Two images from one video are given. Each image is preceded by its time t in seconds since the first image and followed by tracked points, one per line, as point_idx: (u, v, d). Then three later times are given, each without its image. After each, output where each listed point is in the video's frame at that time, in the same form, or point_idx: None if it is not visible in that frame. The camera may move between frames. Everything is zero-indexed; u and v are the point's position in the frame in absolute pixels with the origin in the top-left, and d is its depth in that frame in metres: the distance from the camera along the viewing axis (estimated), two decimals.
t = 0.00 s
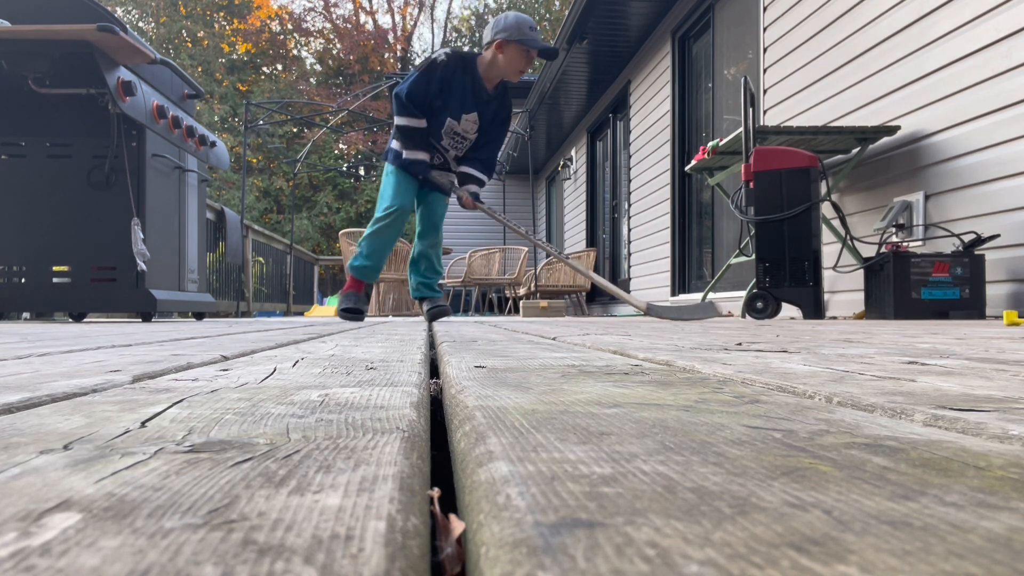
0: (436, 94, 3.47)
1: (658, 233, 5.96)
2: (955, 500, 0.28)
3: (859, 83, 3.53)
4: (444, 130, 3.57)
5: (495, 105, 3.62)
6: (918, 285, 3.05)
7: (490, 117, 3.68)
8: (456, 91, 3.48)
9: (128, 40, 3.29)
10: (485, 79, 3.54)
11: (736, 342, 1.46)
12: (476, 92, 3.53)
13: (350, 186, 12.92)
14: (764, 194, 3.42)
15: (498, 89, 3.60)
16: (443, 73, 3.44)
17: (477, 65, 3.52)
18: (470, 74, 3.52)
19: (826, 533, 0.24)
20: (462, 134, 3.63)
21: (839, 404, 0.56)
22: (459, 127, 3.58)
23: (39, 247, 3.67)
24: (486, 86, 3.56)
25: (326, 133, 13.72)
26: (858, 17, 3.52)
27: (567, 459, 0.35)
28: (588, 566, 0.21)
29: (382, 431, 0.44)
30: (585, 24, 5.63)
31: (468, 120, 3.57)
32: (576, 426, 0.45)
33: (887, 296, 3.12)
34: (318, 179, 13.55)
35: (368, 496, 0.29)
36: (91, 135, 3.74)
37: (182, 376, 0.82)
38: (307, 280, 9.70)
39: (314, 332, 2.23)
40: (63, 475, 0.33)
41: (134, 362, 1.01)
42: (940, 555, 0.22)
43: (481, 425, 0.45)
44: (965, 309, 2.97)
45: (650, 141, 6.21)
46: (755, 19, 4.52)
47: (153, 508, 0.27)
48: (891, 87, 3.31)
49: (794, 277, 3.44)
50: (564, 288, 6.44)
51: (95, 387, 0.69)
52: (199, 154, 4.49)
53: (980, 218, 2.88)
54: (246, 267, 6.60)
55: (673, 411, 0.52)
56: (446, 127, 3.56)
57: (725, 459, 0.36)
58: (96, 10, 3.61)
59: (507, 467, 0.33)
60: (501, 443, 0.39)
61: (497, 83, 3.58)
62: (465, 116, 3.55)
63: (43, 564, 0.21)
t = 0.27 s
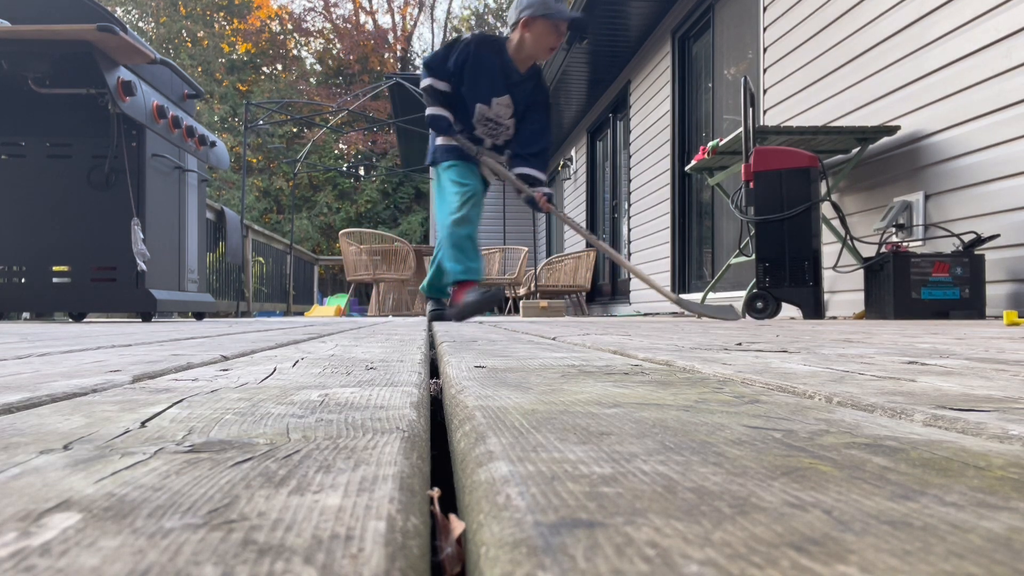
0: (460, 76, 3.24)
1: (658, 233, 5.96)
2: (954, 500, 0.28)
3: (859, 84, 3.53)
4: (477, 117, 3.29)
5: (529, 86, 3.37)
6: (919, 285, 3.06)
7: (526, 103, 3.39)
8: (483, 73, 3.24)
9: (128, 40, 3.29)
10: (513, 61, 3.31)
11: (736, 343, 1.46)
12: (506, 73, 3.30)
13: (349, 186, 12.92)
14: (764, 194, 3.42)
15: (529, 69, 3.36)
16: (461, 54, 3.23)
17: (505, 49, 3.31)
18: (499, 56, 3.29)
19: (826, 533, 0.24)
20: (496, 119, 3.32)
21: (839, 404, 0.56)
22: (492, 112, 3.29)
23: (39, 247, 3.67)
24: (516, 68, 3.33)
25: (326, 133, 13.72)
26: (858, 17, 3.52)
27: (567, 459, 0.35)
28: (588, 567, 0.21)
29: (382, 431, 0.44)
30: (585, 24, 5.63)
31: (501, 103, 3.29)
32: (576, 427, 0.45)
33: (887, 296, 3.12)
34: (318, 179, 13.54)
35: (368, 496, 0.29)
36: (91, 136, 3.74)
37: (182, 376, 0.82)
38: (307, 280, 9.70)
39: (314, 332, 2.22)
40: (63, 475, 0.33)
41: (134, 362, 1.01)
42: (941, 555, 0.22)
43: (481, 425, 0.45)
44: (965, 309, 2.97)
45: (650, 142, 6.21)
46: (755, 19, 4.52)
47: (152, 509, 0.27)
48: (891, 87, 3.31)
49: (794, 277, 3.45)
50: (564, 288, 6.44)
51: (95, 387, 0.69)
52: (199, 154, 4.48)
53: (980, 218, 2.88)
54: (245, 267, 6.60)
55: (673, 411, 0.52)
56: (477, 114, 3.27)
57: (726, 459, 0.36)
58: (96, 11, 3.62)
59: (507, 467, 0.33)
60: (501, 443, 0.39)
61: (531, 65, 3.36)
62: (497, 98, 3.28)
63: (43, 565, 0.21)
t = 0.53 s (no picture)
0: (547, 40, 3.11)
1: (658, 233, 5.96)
2: (955, 501, 0.28)
3: (859, 84, 3.53)
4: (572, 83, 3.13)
5: (625, 43, 3.20)
6: (918, 285, 3.06)
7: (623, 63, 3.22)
8: (574, 36, 3.09)
9: (128, 40, 3.30)
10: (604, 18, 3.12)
11: (737, 342, 1.46)
12: (602, 31, 3.12)
13: (349, 186, 12.92)
14: (764, 194, 3.42)
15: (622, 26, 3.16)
16: (550, 16, 3.09)
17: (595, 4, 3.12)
18: (589, 14, 3.12)
19: (826, 532, 0.24)
20: (593, 85, 3.14)
21: (840, 404, 0.56)
22: (589, 76, 3.12)
23: (39, 247, 3.67)
24: (610, 24, 3.13)
25: (326, 133, 13.72)
26: (858, 17, 3.52)
27: (567, 459, 0.35)
28: (588, 567, 0.21)
29: (382, 431, 0.44)
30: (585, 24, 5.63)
31: (598, 67, 3.12)
32: (576, 426, 0.45)
33: (887, 296, 3.12)
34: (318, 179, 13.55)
35: (368, 496, 0.29)
36: (91, 135, 3.74)
37: (182, 376, 0.82)
38: (307, 280, 9.70)
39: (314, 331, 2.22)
40: (64, 475, 0.33)
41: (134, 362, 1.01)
42: (941, 555, 0.22)
43: (481, 425, 0.45)
44: (965, 309, 2.97)
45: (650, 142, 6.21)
46: (755, 19, 4.52)
47: (153, 509, 0.27)
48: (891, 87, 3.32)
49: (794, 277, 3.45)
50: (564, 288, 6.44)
51: (95, 387, 0.69)
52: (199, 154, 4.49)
53: (980, 218, 2.88)
54: (245, 267, 6.60)
55: (673, 411, 0.52)
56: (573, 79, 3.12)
57: (725, 459, 0.36)
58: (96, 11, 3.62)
59: (506, 468, 0.33)
60: (501, 443, 0.39)
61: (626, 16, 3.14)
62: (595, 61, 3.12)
63: (42, 565, 0.21)
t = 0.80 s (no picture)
0: None
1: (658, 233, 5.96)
2: (956, 501, 0.28)
3: (859, 83, 3.53)
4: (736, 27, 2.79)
5: None
6: (918, 285, 3.06)
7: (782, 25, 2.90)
8: None
9: (128, 40, 3.29)
10: None
11: (736, 342, 1.46)
12: None
13: (349, 186, 12.92)
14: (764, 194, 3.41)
15: None
16: None
17: None
18: None
19: (826, 532, 0.24)
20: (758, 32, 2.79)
21: (839, 405, 0.56)
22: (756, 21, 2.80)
23: (39, 247, 3.67)
24: None
25: (326, 133, 13.73)
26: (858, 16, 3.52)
27: (566, 459, 0.35)
28: (588, 566, 0.21)
29: (382, 430, 0.45)
30: (585, 24, 5.63)
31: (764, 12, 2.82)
32: (576, 426, 0.45)
33: (887, 296, 3.11)
34: (318, 179, 13.55)
35: (368, 496, 0.29)
36: (91, 135, 3.73)
37: (181, 376, 0.82)
38: (307, 280, 9.71)
39: (314, 332, 2.22)
40: (64, 475, 0.33)
41: (134, 362, 1.01)
42: (941, 555, 0.22)
43: (481, 424, 0.45)
44: (965, 309, 2.97)
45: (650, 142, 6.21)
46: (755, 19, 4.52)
47: (151, 510, 0.27)
48: (891, 86, 3.32)
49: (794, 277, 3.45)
50: (564, 288, 6.43)
51: (95, 386, 0.69)
52: (199, 154, 4.49)
53: (980, 218, 2.88)
54: (245, 267, 6.60)
55: (672, 411, 0.52)
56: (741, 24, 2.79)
57: (726, 459, 0.36)
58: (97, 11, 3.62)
59: (506, 466, 0.33)
60: (501, 443, 0.39)
61: None
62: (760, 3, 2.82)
63: (42, 565, 0.21)
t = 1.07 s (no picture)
0: None
1: (658, 233, 5.96)
2: (955, 501, 0.28)
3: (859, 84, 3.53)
4: None
5: None
6: (919, 285, 3.08)
7: None
8: None
9: (128, 40, 3.29)
10: None
11: (736, 343, 1.46)
12: None
13: (349, 185, 12.92)
14: (764, 194, 3.41)
15: None
16: None
17: None
18: None
19: (826, 533, 0.24)
20: None
21: (839, 405, 0.56)
22: None
23: (39, 247, 3.68)
24: None
25: (326, 133, 13.74)
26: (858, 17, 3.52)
27: (566, 459, 0.35)
28: (588, 567, 0.21)
29: (381, 431, 0.44)
30: (586, 24, 5.63)
31: None
32: (576, 427, 0.45)
33: (887, 297, 3.11)
34: (318, 179, 13.56)
35: (368, 496, 0.29)
36: (91, 135, 3.74)
37: (181, 376, 0.82)
38: (307, 280, 9.71)
39: (314, 331, 2.23)
40: (63, 476, 0.33)
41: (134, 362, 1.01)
42: (941, 555, 0.22)
43: (481, 424, 0.45)
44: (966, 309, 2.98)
45: (650, 142, 6.21)
46: (755, 19, 4.52)
47: (152, 510, 0.27)
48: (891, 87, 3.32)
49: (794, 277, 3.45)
50: (564, 288, 6.43)
51: (94, 387, 0.69)
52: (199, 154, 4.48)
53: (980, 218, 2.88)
54: (245, 267, 6.61)
55: (673, 411, 0.52)
56: None
57: (725, 459, 0.36)
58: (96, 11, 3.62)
59: (506, 467, 0.33)
60: (501, 442, 0.39)
61: None
62: None
63: (42, 565, 0.21)
